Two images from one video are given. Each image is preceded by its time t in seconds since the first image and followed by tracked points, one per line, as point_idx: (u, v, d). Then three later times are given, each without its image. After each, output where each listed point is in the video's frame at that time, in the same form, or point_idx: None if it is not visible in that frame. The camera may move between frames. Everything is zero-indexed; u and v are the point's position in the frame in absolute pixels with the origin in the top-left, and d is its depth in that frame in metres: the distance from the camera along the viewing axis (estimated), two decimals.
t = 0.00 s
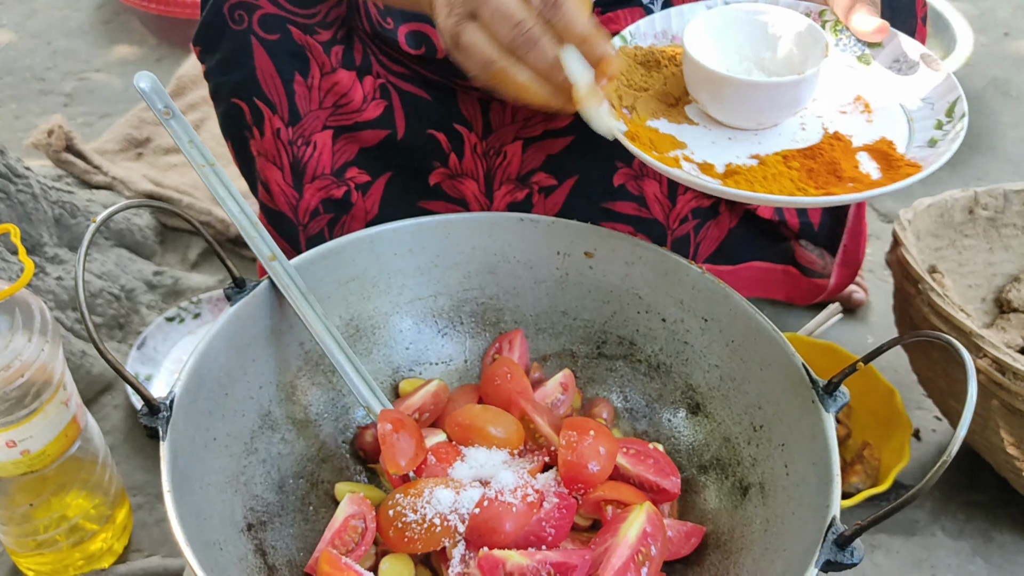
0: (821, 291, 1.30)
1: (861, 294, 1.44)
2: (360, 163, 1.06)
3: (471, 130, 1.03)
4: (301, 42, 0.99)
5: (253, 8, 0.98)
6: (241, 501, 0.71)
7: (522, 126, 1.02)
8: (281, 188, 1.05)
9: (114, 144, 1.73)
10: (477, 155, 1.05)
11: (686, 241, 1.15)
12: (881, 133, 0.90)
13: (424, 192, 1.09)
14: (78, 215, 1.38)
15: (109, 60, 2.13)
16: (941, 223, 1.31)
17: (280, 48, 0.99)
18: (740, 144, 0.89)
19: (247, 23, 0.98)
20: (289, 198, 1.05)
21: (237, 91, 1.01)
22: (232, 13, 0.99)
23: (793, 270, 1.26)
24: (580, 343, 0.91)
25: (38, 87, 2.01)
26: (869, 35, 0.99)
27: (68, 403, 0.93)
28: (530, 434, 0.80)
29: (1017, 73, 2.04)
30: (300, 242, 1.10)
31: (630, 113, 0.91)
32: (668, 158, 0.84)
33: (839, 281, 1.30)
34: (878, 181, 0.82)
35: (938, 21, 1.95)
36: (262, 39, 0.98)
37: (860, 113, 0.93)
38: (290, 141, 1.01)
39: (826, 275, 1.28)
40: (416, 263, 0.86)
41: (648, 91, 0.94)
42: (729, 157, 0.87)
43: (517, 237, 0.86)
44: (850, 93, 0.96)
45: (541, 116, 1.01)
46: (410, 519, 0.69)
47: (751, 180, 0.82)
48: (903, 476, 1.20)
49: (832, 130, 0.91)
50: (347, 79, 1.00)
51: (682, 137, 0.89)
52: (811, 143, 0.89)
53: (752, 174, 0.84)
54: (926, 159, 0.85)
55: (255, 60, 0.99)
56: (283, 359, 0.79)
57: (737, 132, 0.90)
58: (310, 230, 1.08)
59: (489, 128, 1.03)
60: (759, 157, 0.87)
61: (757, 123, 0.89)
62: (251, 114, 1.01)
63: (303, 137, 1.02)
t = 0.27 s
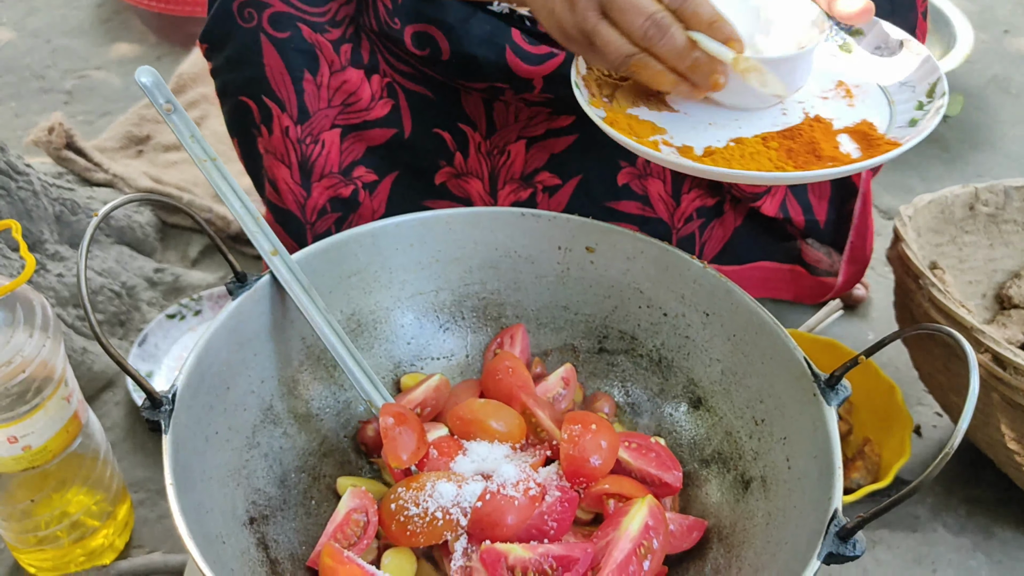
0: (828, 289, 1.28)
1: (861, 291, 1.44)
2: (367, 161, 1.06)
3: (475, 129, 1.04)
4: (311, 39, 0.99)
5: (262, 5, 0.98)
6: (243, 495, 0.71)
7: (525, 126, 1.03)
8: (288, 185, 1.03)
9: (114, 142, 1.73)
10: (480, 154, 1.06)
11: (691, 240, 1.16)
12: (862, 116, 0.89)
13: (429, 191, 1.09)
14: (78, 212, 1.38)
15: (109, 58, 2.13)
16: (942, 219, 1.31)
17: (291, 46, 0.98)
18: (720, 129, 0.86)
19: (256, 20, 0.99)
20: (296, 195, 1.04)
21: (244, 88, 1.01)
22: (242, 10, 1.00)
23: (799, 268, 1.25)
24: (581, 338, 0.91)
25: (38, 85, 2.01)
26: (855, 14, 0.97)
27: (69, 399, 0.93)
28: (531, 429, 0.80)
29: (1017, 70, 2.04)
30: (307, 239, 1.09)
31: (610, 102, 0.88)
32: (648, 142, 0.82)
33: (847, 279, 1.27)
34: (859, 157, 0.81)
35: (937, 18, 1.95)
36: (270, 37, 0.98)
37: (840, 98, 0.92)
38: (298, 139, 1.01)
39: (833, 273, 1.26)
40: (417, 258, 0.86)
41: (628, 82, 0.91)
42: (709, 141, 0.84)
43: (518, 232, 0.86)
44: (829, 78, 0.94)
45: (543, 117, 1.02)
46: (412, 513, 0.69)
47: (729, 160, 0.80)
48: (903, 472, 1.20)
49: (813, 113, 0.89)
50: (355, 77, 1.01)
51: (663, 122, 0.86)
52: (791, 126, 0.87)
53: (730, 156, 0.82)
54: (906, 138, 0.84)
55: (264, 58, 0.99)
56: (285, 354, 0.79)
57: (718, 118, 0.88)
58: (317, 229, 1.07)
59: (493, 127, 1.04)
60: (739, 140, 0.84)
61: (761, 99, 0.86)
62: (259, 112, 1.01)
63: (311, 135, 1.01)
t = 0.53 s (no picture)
0: (828, 284, 1.27)
1: (862, 288, 1.44)
2: (369, 158, 1.06)
3: (478, 124, 1.04)
4: (311, 35, 0.96)
5: (262, 2, 0.95)
6: (247, 491, 0.71)
7: (528, 122, 1.04)
8: (289, 182, 1.03)
9: (115, 141, 1.73)
10: (483, 150, 1.07)
11: (692, 235, 1.17)
12: (882, 112, 0.88)
13: (433, 187, 1.10)
14: (80, 210, 1.38)
15: (110, 57, 2.13)
16: (942, 217, 1.31)
17: (290, 42, 0.96)
18: (740, 123, 0.86)
19: (256, 17, 0.96)
20: (297, 192, 1.04)
21: (244, 86, 0.99)
22: (240, 6, 0.96)
23: (800, 262, 1.25)
24: (583, 335, 0.91)
25: (39, 84, 2.01)
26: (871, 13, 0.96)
27: (72, 396, 0.93)
28: (534, 425, 0.80)
29: (1017, 68, 2.05)
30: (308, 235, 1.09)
31: (630, 95, 0.88)
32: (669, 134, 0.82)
33: (849, 274, 1.25)
34: (881, 155, 0.80)
35: (938, 16, 1.95)
36: (270, 33, 0.96)
37: (859, 94, 0.91)
38: (299, 136, 1.00)
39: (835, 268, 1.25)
40: (419, 255, 0.87)
41: (647, 74, 0.91)
42: (731, 135, 0.84)
43: (520, 229, 0.86)
44: (848, 74, 0.94)
45: (546, 112, 1.03)
46: (416, 508, 0.69)
47: (751, 154, 0.81)
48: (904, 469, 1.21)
49: (832, 109, 0.89)
50: (356, 74, 0.99)
51: (684, 116, 0.86)
52: (812, 121, 0.87)
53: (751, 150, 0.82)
54: (926, 135, 0.83)
55: (263, 54, 0.96)
56: (288, 351, 0.79)
57: (739, 112, 0.88)
58: (318, 225, 1.08)
59: (496, 124, 1.05)
60: (761, 136, 0.84)
61: (794, 81, 0.89)
62: (259, 109, 0.99)
63: (312, 131, 1.01)
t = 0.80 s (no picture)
0: (809, 284, 1.27)
1: (861, 288, 1.44)
2: (350, 156, 1.04)
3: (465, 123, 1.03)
4: (288, 34, 0.93)
5: None
6: (248, 490, 0.71)
7: (515, 122, 1.04)
8: (268, 180, 1.03)
9: (115, 141, 1.73)
10: (469, 149, 1.05)
11: (677, 234, 1.17)
12: (934, 138, 0.91)
13: (416, 185, 1.09)
14: (80, 210, 1.38)
15: (111, 57, 2.13)
16: (942, 215, 1.33)
17: (268, 42, 0.93)
18: (797, 155, 0.89)
19: (234, 16, 0.92)
20: (277, 189, 1.03)
21: (224, 84, 0.97)
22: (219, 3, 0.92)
23: (781, 262, 1.23)
24: (583, 335, 0.91)
25: (39, 84, 2.01)
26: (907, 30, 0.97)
27: (73, 396, 0.94)
28: (534, 425, 0.81)
29: (1017, 68, 2.05)
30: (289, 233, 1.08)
31: (681, 132, 0.90)
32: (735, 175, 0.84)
33: (829, 275, 1.27)
34: (949, 188, 0.83)
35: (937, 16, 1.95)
36: (247, 33, 0.93)
37: (906, 118, 0.93)
38: (278, 134, 0.99)
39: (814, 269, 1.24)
40: (419, 255, 0.87)
41: (697, 108, 0.93)
42: (792, 170, 0.87)
43: (520, 230, 0.86)
44: (892, 97, 0.95)
45: (535, 112, 1.04)
46: (416, 508, 0.69)
47: (820, 198, 0.82)
48: (903, 469, 1.21)
49: (884, 137, 0.91)
50: (335, 73, 0.96)
51: (739, 152, 0.88)
52: (866, 152, 0.89)
53: (813, 194, 0.83)
54: (987, 163, 0.86)
55: (241, 53, 0.94)
56: (288, 351, 0.80)
57: (790, 142, 0.91)
58: (299, 222, 1.07)
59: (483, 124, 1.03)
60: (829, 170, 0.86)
61: (842, 107, 0.91)
62: (239, 107, 0.98)
63: (291, 130, 0.99)
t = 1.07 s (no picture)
0: (799, 291, 1.21)
1: (860, 288, 1.44)
2: (338, 160, 1.03)
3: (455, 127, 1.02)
4: (275, 41, 0.96)
5: (226, 7, 0.95)
6: (246, 492, 0.71)
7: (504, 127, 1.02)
8: (259, 185, 1.04)
9: (114, 141, 1.73)
10: (459, 153, 1.04)
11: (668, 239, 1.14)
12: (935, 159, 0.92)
13: (404, 188, 1.07)
14: (79, 211, 1.38)
15: (110, 57, 2.13)
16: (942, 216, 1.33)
17: (254, 47, 0.96)
18: (800, 182, 0.89)
19: (222, 22, 0.95)
20: (266, 194, 1.04)
21: (214, 89, 1.01)
22: (207, 10, 0.96)
23: (772, 267, 1.18)
24: (581, 335, 0.91)
25: (38, 84, 2.01)
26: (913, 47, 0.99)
27: (71, 397, 0.94)
28: (532, 426, 0.81)
29: (1017, 67, 2.05)
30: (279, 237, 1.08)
31: (683, 159, 0.91)
32: (736, 206, 0.85)
33: (819, 281, 1.22)
34: (952, 215, 0.84)
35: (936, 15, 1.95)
36: (235, 40, 0.96)
37: (908, 138, 0.95)
38: (266, 140, 1.00)
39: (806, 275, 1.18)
40: (418, 256, 0.87)
41: (699, 134, 0.93)
42: (794, 198, 0.88)
43: (518, 231, 0.86)
44: (893, 117, 0.97)
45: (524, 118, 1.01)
46: (414, 510, 0.69)
47: (823, 229, 0.83)
48: (902, 469, 1.21)
49: (886, 158, 0.92)
50: (322, 79, 0.98)
51: (740, 178, 0.89)
52: (869, 176, 0.89)
53: (821, 222, 0.84)
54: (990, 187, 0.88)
55: (229, 59, 0.97)
56: (287, 352, 0.79)
57: (793, 167, 0.91)
58: (288, 226, 1.06)
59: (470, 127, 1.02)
60: (831, 197, 0.87)
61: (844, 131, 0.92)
62: (228, 112, 1.01)
63: (280, 135, 1.00)
